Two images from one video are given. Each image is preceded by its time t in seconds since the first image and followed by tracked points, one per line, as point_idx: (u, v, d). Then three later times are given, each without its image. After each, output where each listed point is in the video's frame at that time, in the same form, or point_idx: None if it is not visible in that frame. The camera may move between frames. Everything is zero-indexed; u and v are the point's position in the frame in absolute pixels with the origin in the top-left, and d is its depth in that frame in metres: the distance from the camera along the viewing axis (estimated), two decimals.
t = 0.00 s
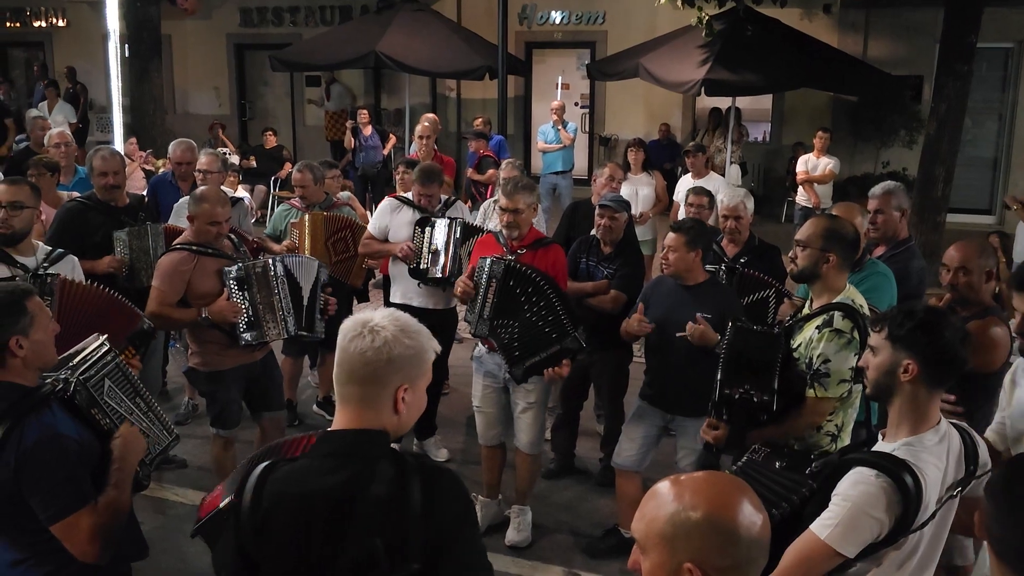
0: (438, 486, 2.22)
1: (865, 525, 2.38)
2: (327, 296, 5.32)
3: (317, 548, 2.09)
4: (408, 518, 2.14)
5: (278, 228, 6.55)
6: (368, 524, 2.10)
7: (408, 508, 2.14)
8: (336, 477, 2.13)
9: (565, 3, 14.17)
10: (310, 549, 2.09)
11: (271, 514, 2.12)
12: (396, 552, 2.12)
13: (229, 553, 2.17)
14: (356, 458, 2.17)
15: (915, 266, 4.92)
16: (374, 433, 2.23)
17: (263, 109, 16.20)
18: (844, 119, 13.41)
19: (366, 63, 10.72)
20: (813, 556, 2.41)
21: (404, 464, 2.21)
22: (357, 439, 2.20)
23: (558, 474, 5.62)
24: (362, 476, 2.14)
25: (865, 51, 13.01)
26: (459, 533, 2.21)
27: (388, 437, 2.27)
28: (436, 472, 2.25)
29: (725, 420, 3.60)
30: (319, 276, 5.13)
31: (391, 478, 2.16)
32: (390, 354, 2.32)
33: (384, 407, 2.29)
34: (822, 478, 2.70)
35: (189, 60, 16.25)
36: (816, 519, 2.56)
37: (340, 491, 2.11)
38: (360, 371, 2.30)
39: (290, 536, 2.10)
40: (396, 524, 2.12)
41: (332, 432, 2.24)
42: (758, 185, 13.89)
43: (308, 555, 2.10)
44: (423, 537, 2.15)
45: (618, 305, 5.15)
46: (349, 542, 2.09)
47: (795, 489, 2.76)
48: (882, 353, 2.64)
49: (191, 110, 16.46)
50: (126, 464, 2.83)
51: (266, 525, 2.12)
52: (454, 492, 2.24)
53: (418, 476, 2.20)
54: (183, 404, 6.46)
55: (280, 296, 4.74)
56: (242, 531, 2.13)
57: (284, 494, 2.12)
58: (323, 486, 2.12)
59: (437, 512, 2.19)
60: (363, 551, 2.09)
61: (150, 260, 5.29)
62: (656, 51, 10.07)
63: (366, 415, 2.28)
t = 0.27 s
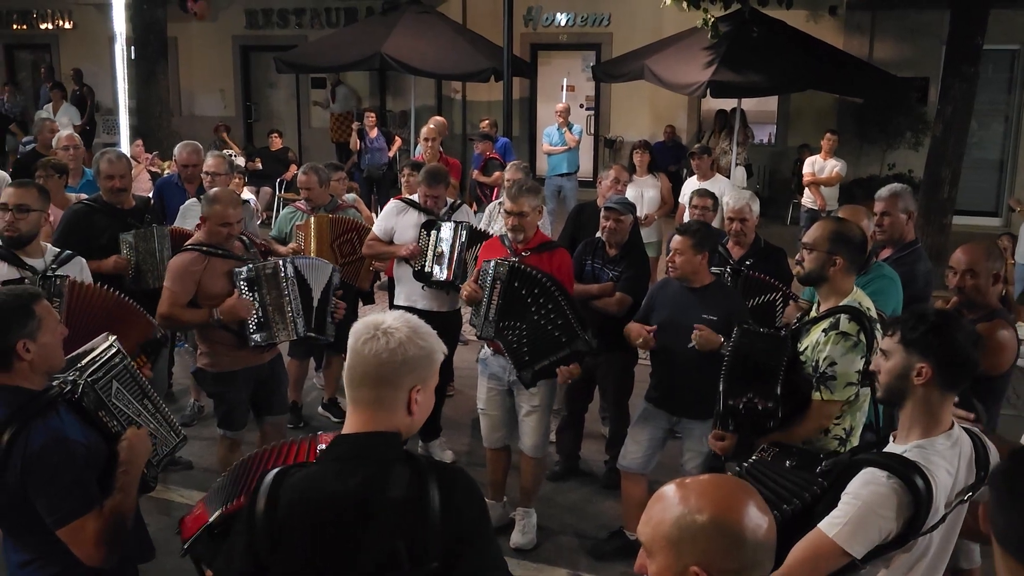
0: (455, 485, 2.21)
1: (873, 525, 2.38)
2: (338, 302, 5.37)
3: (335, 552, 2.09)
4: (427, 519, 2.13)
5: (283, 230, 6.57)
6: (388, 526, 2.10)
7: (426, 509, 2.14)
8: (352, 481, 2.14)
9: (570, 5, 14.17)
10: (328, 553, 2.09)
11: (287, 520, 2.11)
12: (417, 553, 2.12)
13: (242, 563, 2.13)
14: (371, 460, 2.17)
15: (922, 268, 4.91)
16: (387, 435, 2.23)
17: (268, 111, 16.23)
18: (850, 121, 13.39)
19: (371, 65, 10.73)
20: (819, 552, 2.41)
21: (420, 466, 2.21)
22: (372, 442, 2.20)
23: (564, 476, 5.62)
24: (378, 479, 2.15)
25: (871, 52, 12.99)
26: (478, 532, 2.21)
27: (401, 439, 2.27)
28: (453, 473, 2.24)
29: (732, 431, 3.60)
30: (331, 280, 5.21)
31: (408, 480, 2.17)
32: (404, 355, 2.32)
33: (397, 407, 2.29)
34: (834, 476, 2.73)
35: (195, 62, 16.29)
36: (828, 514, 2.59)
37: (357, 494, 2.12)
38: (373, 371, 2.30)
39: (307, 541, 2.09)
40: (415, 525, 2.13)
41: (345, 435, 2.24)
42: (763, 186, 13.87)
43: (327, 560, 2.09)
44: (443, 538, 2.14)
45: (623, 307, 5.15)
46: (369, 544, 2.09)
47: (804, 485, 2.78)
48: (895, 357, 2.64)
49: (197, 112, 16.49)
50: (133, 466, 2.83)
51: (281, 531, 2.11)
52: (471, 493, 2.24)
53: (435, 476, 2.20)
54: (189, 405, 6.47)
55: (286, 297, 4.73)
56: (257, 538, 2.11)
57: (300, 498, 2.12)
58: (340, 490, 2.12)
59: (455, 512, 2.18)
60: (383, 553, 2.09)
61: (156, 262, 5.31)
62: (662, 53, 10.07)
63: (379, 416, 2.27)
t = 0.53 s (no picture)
0: (467, 485, 2.22)
1: (886, 524, 2.39)
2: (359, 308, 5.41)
3: (351, 553, 2.10)
4: (441, 520, 2.14)
5: (292, 232, 6.58)
6: (404, 528, 2.11)
7: (440, 509, 2.15)
8: (369, 481, 2.14)
9: (579, 6, 14.17)
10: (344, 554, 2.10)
11: (304, 521, 2.11)
12: (431, 554, 2.13)
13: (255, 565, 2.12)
14: (387, 460, 2.17)
15: (932, 270, 4.90)
16: (401, 435, 2.24)
17: (278, 113, 16.28)
18: (860, 122, 13.36)
19: (380, 66, 10.75)
20: (834, 548, 2.41)
21: (433, 466, 2.21)
22: (387, 442, 2.20)
23: (573, 478, 5.62)
24: (394, 480, 2.15)
25: (880, 54, 12.96)
26: (490, 531, 2.22)
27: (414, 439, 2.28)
28: (465, 472, 2.25)
29: (746, 443, 3.62)
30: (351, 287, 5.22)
31: (422, 480, 2.17)
32: (417, 355, 2.33)
33: (411, 408, 2.30)
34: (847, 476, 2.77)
35: (205, 64, 16.34)
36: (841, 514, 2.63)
37: (373, 495, 2.12)
38: (387, 370, 2.30)
39: (323, 542, 2.10)
40: (430, 525, 2.14)
41: (359, 435, 2.24)
42: (772, 188, 13.85)
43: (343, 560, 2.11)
44: (456, 537, 2.16)
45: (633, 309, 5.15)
46: (384, 546, 2.10)
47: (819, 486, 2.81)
48: (906, 359, 2.64)
49: (206, 114, 16.55)
50: (145, 467, 2.84)
51: (297, 533, 2.11)
52: (483, 492, 2.25)
53: (448, 476, 2.20)
54: (199, 406, 6.50)
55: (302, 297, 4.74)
56: (272, 539, 2.11)
57: (316, 499, 2.12)
58: (356, 491, 2.12)
59: (467, 512, 2.19)
60: (399, 554, 2.11)
61: (167, 264, 5.33)
62: (671, 54, 10.06)
63: (392, 417, 2.28)
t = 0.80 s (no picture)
0: (467, 486, 2.21)
1: (897, 526, 2.39)
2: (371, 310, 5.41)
3: (351, 552, 2.10)
4: (439, 521, 2.13)
5: (300, 232, 6.58)
6: (402, 528, 2.10)
7: (439, 510, 2.13)
8: (369, 480, 2.13)
9: (586, 8, 14.17)
10: (344, 553, 2.10)
11: (305, 518, 2.12)
12: (430, 556, 2.11)
13: (262, 559, 2.16)
14: (388, 459, 2.17)
15: (940, 271, 4.89)
16: (404, 435, 2.23)
17: (285, 114, 16.30)
18: (867, 123, 13.33)
19: (387, 67, 10.76)
20: (846, 549, 2.42)
21: (434, 466, 2.20)
22: (389, 441, 2.20)
23: (579, 479, 5.61)
24: (394, 479, 2.14)
25: (888, 55, 12.93)
26: (490, 532, 2.20)
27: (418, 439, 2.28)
28: (466, 473, 2.24)
29: (759, 452, 3.57)
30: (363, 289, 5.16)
31: (422, 480, 2.15)
32: (418, 354, 2.34)
33: (412, 409, 2.30)
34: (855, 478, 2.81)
35: (212, 65, 16.38)
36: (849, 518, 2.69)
37: (373, 494, 2.11)
38: (390, 370, 2.32)
39: (323, 540, 2.10)
40: (429, 526, 2.12)
41: (363, 434, 2.24)
42: (779, 189, 13.83)
43: (342, 559, 2.10)
44: (454, 538, 2.14)
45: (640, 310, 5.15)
46: (382, 545, 2.09)
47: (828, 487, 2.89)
48: (911, 361, 2.65)
49: (214, 115, 16.59)
50: (152, 468, 2.84)
51: (298, 530, 2.12)
52: (484, 494, 2.23)
53: (447, 477, 2.19)
54: (207, 407, 6.51)
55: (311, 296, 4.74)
56: (275, 536, 2.13)
57: (317, 497, 2.12)
58: (356, 489, 2.12)
59: (467, 512, 2.18)
60: (397, 555, 2.09)
61: (175, 264, 5.35)
62: (677, 55, 10.06)
63: (395, 417, 2.29)
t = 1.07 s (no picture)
0: (467, 487, 2.19)
1: (908, 526, 2.38)
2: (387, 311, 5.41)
3: (351, 553, 2.10)
4: (437, 522, 2.11)
5: (309, 233, 6.59)
6: (400, 529, 2.09)
7: (437, 512, 2.12)
8: (369, 480, 2.13)
9: (594, 9, 14.16)
10: (343, 552, 2.10)
11: (308, 517, 2.13)
12: (428, 558, 2.10)
13: (269, 556, 2.18)
14: (388, 460, 2.16)
15: (949, 274, 4.87)
16: (406, 437, 2.22)
17: (293, 116, 16.33)
18: (876, 125, 13.31)
19: (395, 69, 10.76)
20: (857, 553, 2.41)
21: (434, 467, 2.18)
22: (390, 443, 2.20)
23: (587, 481, 5.60)
24: (394, 479, 2.14)
25: (897, 56, 12.89)
26: (490, 534, 2.18)
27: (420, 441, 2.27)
28: (466, 475, 2.22)
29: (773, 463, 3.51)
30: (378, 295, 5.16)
31: (421, 481, 2.14)
32: (418, 354, 2.33)
33: (412, 411, 2.29)
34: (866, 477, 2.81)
35: (221, 67, 16.42)
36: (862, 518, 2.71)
37: (372, 494, 2.11)
38: (392, 371, 2.32)
39: (324, 538, 2.11)
40: (427, 526, 2.11)
41: (365, 434, 2.24)
42: (787, 192, 13.81)
43: (343, 559, 2.10)
44: (452, 539, 2.13)
45: (649, 311, 5.15)
46: (381, 546, 2.09)
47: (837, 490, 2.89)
48: (916, 364, 2.68)
49: (222, 116, 16.62)
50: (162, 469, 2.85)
51: (301, 528, 2.13)
52: (484, 495, 2.21)
53: (447, 478, 2.17)
54: (215, 408, 6.52)
55: (323, 301, 4.74)
56: (279, 533, 2.15)
57: (318, 497, 2.13)
58: (356, 490, 2.12)
59: (466, 513, 2.16)
60: (393, 557, 2.08)
61: (185, 267, 5.38)
62: (686, 57, 10.04)
63: (398, 418, 2.28)
